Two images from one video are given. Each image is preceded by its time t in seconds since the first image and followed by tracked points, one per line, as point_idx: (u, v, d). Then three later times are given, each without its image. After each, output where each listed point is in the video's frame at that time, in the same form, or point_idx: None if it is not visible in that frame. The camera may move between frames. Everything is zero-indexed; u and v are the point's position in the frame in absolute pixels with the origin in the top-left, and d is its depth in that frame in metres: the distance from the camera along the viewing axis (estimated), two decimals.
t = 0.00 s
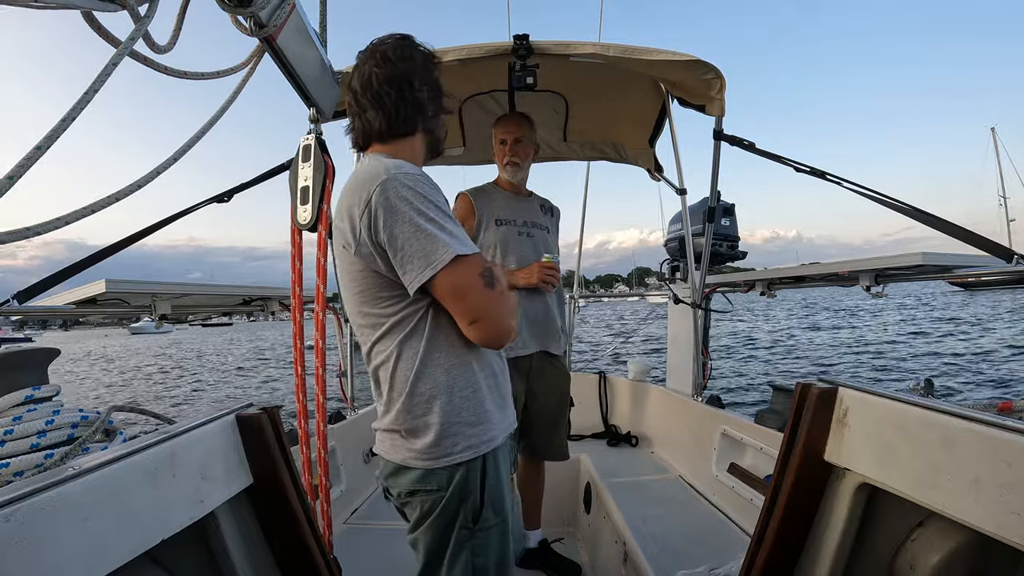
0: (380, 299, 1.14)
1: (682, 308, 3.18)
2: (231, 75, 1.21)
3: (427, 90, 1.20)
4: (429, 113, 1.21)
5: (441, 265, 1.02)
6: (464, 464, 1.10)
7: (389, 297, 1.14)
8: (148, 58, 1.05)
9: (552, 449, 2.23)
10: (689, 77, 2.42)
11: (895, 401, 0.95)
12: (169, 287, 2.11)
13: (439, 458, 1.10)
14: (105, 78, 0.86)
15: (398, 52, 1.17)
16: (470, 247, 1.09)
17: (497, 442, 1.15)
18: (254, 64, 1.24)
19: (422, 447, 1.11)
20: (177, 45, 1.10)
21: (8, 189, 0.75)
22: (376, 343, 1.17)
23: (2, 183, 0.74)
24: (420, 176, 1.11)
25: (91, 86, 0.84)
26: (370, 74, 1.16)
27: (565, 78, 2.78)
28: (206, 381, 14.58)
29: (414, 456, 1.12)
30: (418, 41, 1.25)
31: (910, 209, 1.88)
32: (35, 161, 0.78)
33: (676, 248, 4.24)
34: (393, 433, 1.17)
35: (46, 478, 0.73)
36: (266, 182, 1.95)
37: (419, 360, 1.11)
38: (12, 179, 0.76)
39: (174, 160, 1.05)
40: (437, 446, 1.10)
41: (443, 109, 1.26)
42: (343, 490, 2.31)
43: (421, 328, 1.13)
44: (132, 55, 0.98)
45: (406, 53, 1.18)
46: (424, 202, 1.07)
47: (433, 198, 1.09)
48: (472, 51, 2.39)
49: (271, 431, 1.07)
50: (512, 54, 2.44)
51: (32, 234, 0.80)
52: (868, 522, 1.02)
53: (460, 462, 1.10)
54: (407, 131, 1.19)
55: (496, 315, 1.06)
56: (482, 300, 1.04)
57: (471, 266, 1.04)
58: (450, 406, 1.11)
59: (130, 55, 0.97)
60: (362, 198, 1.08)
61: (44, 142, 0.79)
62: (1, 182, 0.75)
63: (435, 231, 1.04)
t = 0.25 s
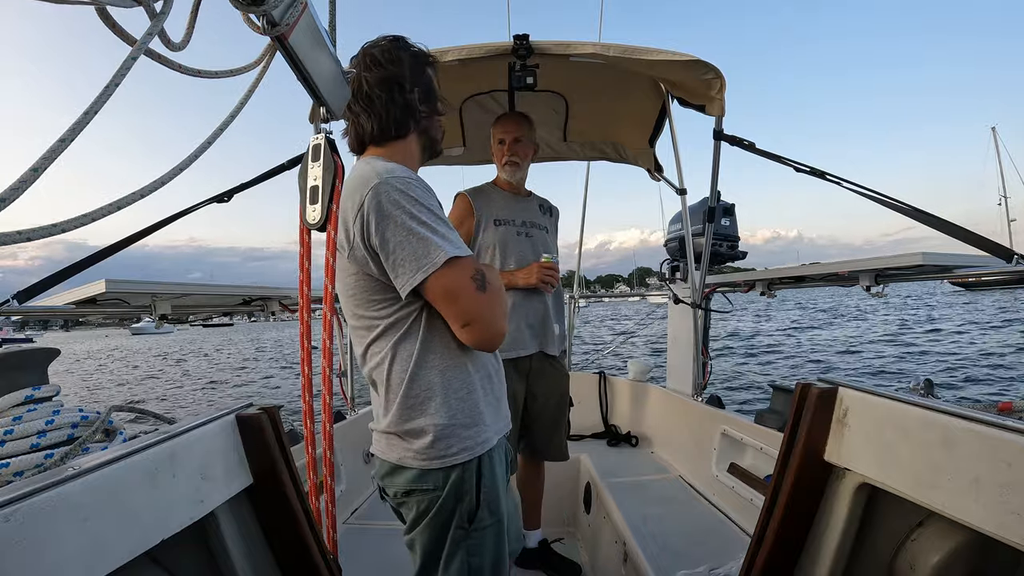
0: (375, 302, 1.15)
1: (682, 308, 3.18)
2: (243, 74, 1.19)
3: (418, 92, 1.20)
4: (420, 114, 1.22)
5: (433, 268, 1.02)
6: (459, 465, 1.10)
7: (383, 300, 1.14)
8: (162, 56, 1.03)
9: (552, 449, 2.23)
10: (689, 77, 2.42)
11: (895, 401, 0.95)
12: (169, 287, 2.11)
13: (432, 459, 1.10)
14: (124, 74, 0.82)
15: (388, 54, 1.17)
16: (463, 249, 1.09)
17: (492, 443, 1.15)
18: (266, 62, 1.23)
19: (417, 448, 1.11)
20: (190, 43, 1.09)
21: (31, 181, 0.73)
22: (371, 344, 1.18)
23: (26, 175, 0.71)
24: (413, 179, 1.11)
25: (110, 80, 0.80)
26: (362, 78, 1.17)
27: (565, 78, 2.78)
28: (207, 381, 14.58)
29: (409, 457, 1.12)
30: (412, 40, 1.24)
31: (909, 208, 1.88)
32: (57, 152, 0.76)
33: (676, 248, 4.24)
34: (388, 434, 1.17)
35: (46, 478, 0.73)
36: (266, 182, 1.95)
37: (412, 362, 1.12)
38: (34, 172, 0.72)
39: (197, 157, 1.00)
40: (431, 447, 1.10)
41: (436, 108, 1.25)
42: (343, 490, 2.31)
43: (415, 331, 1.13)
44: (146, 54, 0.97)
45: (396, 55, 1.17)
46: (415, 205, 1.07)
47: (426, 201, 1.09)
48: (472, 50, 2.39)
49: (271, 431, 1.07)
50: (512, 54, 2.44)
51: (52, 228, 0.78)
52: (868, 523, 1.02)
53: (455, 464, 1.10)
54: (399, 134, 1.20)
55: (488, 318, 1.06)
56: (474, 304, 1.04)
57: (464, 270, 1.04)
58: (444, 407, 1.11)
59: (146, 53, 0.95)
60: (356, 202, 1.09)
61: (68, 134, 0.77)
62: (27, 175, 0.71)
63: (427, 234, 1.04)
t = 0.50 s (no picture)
0: (370, 303, 1.15)
1: (682, 308, 3.18)
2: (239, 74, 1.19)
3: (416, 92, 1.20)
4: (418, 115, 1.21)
5: (428, 269, 1.02)
6: (455, 465, 1.10)
7: (378, 301, 1.14)
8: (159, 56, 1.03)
9: (552, 449, 2.23)
10: (689, 77, 2.42)
11: (895, 401, 0.95)
12: (170, 287, 2.11)
13: (427, 459, 1.10)
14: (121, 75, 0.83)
15: (385, 55, 1.17)
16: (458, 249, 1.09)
17: (488, 443, 1.15)
18: (263, 63, 1.23)
19: (412, 450, 1.12)
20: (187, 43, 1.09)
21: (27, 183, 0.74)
22: (368, 344, 1.18)
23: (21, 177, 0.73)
24: (407, 179, 1.11)
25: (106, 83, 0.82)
26: (359, 80, 1.18)
27: (565, 78, 2.78)
28: (207, 381, 14.58)
29: (405, 460, 1.13)
30: (410, 41, 1.24)
31: (910, 209, 1.88)
32: (53, 155, 0.77)
33: (676, 248, 4.24)
34: (385, 436, 1.17)
35: (46, 478, 0.73)
36: (266, 182, 1.95)
37: (408, 363, 1.12)
38: (30, 174, 0.74)
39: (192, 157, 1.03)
40: (427, 449, 1.10)
41: (434, 109, 1.25)
42: (343, 490, 2.31)
43: (411, 331, 1.13)
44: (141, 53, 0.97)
45: (393, 57, 1.17)
46: (411, 206, 1.07)
47: (420, 201, 1.09)
48: (472, 50, 2.39)
49: (272, 431, 1.07)
50: (512, 54, 2.44)
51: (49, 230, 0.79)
52: (868, 523, 1.02)
53: (450, 464, 1.10)
54: (396, 134, 1.20)
55: (484, 319, 1.05)
56: (468, 305, 1.03)
57: (457, 271, 1.04)
58: (440, 407, 1.11)
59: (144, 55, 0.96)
60: (351, 204, 1.09)
61: (63, 137, 0.78)
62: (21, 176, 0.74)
63: (421, 235, 1.04)
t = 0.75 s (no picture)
0: (366, 298, 1.15)
1: (682, 308, 3.18)
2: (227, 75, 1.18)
3: (396, 88, 1.22)
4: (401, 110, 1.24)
5: (418, 258, 1.03)
6: (452, 463, 1.10)
7: (373, 295, 1.15)
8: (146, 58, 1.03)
9: (552, 449, 2.23)
10: (689, 77, 2.42)
11: (896, 401, 0.95)
12: (170, 287, 2.11)
13: (423, 459, 1.10)
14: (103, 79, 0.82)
15: (365, 59, 1.24)
16: (448, 237, 1.09)
17: (487, 441, 1.14)
18: (252, 64, 1.22)
19: (409, 445, 1.11)
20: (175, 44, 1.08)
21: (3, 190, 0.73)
22: (364, 343, 1.19)
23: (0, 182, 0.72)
24: (396, 171, 1.12)
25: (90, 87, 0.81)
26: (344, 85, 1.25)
27: (564, 78, 2.78)
28: (207, 381, 14.58)
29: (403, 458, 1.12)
30: (395, 41, 1.29)
31: (910, 209, 1.88)
32: (32, 161, 0.75)
33: (676, 248, 4.24)
34: (382, 433, 1.17)
35: (47, 478, 0.73)
36: (266, 182, 1.95)
37: (402, 360, 1.12)
38: (9, 180, 0.73)
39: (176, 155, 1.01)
40: (422, 445, 1.10)
41: (420, 102, 1.26)
42: (343, 490, 2.31)
43: (402, 332, 1.13)
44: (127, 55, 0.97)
45: (372, 57, 1.22)
46: (400, 196, 1.08)
47: (409, 191, 1.10)
48: (472, 50, 2.39)
49: (272, 431, 1.07)
50: (512, 54, 2.44)
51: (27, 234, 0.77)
52: (868, 523, 1.02)
53: (446, 461, 1.10)
54: (380, 134, 1.23)
55: (476, 308, 1.05)
56: (459, 294, 1.03)
57: (448, 260, 1.04)
58: (434, 405, 1.11)
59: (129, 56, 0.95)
60: (342, 198, 1.11)
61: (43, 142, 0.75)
62: None
63: (411, 223, 1.05)
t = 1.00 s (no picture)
0: (360, 302, 1.17)
1: (682, 308, 3.18)
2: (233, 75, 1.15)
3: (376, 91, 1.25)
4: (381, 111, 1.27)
5: (405, 260, 1.04)
6: (449, 464, 1.10)
7: (366, 299, 1.17)
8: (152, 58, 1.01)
9: (552, 449, 2.23)
10: (689, 77, 2.42)
11: (896, 401, 0.95)
12: (170, 287, 2.11)
13: (419, 462, 1.11)
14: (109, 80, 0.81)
15: (349, 67, 1.30)
16: (435, 237, 1.10)
17: (486, 441, 1.14)
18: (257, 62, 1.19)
19: (404, 447, 1.12)
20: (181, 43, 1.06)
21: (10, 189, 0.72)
22: (364, 346, 1.20)
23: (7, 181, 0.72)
24: (382, 174, 1.13)
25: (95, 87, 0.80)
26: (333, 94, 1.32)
27: (564, 78, 2.78)
28: (207, 381, 14.58)
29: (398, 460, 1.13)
30: (381, 46, 1.34)
31: (909, 208, 1.88)
32: (39, 160, 0.74)
33: (676, 248, 4.25)
34: (380, 436, 1.18)
35: (47, 478, 0.73)
36: (265, 181, 1.95)
37: (396, 363, 1.13)
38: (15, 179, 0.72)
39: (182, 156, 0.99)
40: (418, 448, 1.10)
41: (402, 103, 1.27)
42: (343, 490, 2.31)
43: (397, 334, 1.14)
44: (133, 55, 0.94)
45: (355, 63, 1.29)
46: (385, 199, 1.09)
47: (395, 194, 1.11)
48: (472, 50, 2.39)
49: (272, 431, 1.07)
50: (512, 54, 2.44)
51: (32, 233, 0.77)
52: (868, 523, 1.02)
53: (444, 463, 1.10)
54: (363, 138, 1.28)
55: (466, 307, 1.05)
56: (448, 293, 1.04)
57: (436, 260, 1.05)
58: (430, 406, 1.11)
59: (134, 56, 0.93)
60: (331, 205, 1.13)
61: (50, 142, 0.75)
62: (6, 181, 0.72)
63: (396, 226, 1.06)
